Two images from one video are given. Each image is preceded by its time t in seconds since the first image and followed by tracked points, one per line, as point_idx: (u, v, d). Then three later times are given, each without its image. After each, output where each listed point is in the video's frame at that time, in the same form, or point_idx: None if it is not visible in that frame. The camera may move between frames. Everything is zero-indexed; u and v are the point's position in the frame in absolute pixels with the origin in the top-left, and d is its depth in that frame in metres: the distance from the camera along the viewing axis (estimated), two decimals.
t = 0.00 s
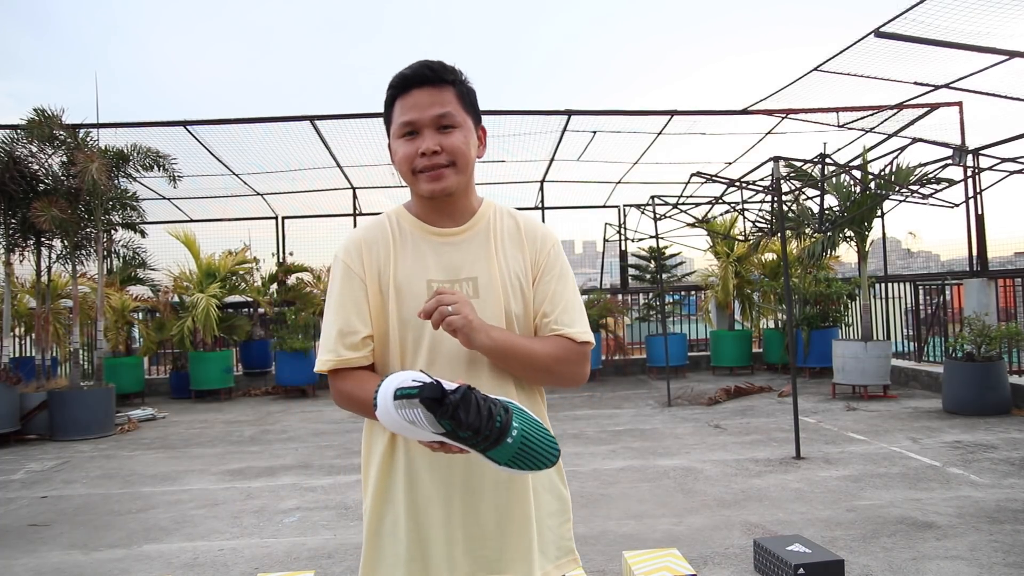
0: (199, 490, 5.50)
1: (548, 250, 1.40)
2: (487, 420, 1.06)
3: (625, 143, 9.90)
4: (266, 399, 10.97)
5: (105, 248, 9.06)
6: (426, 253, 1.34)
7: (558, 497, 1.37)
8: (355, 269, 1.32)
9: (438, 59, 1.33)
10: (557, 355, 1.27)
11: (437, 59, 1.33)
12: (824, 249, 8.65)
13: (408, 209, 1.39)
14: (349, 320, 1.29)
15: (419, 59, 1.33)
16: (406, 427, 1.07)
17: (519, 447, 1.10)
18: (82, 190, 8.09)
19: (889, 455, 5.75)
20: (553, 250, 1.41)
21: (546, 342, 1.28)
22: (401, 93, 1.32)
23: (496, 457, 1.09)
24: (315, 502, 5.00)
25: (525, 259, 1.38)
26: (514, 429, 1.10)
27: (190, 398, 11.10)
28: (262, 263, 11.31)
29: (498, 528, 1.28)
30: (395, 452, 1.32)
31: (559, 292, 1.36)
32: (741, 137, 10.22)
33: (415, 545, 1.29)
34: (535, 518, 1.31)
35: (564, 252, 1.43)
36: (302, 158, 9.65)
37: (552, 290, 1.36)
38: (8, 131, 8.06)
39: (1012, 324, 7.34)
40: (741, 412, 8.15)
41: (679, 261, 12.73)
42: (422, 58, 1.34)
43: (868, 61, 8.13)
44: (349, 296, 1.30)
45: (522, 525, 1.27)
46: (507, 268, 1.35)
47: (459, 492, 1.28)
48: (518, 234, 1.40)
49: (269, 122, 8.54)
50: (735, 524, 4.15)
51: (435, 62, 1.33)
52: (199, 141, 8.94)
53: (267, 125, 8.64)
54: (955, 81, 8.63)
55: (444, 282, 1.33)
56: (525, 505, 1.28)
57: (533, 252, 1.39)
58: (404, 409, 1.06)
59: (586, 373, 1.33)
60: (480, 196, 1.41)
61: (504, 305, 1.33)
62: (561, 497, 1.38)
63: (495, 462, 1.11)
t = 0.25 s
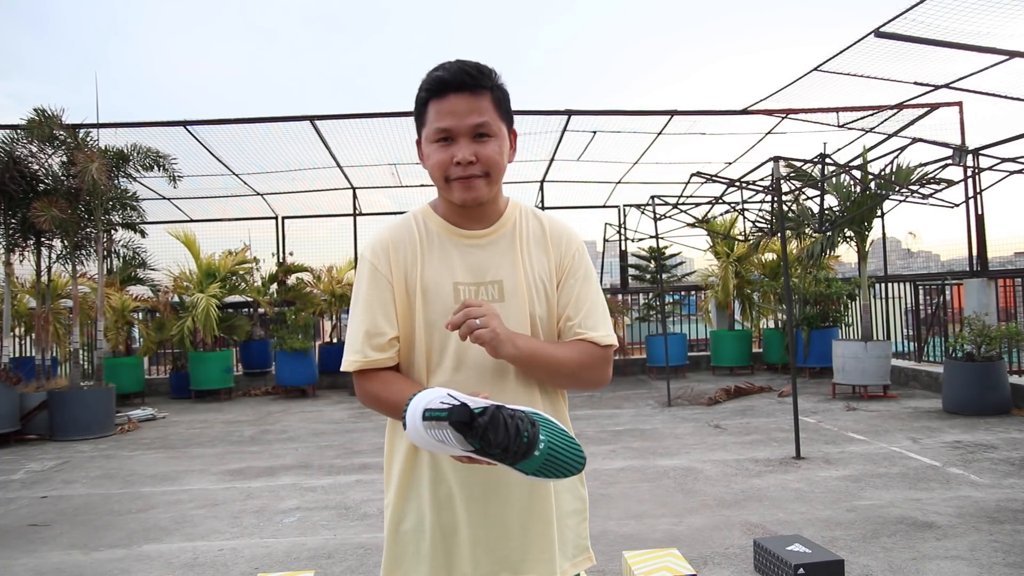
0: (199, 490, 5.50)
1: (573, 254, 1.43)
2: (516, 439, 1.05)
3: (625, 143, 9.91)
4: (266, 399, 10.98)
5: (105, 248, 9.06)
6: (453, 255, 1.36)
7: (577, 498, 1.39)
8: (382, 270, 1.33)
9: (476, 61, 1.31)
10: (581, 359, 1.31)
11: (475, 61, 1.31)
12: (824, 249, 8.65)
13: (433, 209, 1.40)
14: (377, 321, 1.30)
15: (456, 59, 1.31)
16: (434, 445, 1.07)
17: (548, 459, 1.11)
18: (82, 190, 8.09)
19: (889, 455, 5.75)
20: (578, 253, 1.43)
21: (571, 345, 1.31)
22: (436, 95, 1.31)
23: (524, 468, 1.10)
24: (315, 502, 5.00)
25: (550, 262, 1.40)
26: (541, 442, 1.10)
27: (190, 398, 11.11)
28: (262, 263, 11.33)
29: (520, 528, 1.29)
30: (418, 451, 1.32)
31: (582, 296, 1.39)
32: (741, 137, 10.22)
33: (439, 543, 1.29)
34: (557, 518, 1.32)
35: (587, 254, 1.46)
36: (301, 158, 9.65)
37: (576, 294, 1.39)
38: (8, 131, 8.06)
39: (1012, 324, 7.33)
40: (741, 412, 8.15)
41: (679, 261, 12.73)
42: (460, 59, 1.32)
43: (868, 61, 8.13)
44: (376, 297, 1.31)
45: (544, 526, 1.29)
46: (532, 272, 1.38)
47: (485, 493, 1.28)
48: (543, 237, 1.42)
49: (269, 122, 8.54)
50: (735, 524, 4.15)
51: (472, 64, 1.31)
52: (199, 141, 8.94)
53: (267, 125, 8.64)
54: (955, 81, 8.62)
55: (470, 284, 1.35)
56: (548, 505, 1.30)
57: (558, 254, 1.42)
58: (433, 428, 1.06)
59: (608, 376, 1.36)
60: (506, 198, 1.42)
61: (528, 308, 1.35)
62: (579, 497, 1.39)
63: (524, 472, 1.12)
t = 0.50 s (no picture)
0: (199, 490, 5.50)
1: (582, 253, 1.46)
2: (530, 428, 1.05)
3: (625, 143, 9.91)
4: (266, 399, 10.98)
5: (105, 248, 9.07)
6: (465, 254, 1.36)
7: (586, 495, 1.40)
8: (395, 268, 1.32)
9: (493, 65, 1.32)
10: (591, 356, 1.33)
11: (492, 64, 1.32)
12: (824, 249, 8.65)
13: (444, 209, 1.40)
14: (390, 318, 1.28)
15: (474, 61, 1.32)
16: (449, 436, 1.07)
17: (563, 449, 1.11)
18: (82, 190, 8.09)
19: (889, 455, 5.75)
20: (587, 253, 1.46)
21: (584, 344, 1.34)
22: (453, 96, 1.31)
23: (540, 459, 1.09)
24: (315, 502, 5.00)
25: (561, 262, 1.42)
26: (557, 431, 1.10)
27: (190, 398, 11.11)
28: (262, 263, 11.34)
29: (532, 524, 1.30)
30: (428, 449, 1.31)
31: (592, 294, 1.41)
32: (741, 137, 10.22)
33: (451, 542, 1.28)
34: (567, 515, 1.33)
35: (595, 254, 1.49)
36: (301, 158, 9.65)
37: (585, 292, 1.42)
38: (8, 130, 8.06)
39: (1012, 324, 7.33)
40: (741, 412, 8.15)
41: (679, 261, 12.73)
42: (478, 61, 1.32)
43: (868, 61, 8.13)
44: (389, 296, 1.30)
45: (556, 523, 1.30)
46: (543, 271, 1.39)
47: (497, 490, 1.29)
48: (553, 236, 1.44)
49: (268, 122, 8.54)
50: (735, 524, 4.15)
51: (490, 67, 1.32)
52: (199, 141, 8.94)
53: (267, 125, 8.64)
54: (955, 80, 8.62)
55: (482, 283, 1.35)
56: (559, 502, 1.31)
57: (567, 254, 1.44)
58: (447, 420, 1.06)
59: (616, 374, 1.39)
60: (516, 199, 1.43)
61: (540, 306, 1.37)
62: (587, 494, 1.40)
63: (541, 464, 1.11)
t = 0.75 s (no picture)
0: (199, 490, 5.50)
1: (579, 251, 1.47)
2: (497, 341, 1.06)
3: (624, 143, 9.91)
4: (266, 399, 10.98)
5: (105, 248, 9.07)
6: (463, 253, 1.37)
7: (583, 491, 1.41)
8: (393, 266, 1.33)
9: (502, 67, 1.32)
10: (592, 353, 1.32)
11: (501, 66, 1.32)
12: (824, 249, 8.66)
13: (442, 207, 1.40)
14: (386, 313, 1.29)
15: (484, 63, 1.32)
16: (415, 356, 1.09)
17: (535, 377, 1.10)
18: (82, 190, 8.09)
19: (889, 455, 5.75)
20: (584, 252, 1.48)
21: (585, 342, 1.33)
22: (462, 95, 1.30)
23: (512, 386, 1.09)
24: (315, 502, 5.00)
25: (558, 260, 1.44)
26: (530, 356, 1.09)
27: (190, 398, 11.11)
28: (262, 263, 11.34)
29: (533, 519, 1.30)
30: (428, 443, 1.31)
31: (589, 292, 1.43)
32: (741, 137, 10.22)
33: (451, 537, 1.29)
34: (566, 510, 1.34)
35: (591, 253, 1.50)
36: (302, 158, 9.66)
37: (583, 290, 1.43)
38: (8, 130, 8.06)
39: (1012, 324, 7.34)
40: (741, 412, 8.15)
41: (679, 261, 12.74)
42: (487, 63, 1.32)
43: (868, 61, 8.13)
44: (387, 294, 1.30)
45: (556, 519, 1.31)
46: (541, 268, 1.41)
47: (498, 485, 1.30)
48: (550, 235, 1.45)
49: (269, 122, 8.54)
50: (735, 524, 4.15)
51: (498, 69, 1.32)
52: (199, 141, 8.94)
53: (267, 125, 8.64)
54: (955, 81, 8.62)
55: (479, 280, 1.36)
56: (558, 496, 1.32)
57: (565, 252, 1.45)
58: (412, 338, 1.08)
59: (616, 371, 1.38)
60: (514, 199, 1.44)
61: (537, 303, 1.38)
62: (583, 491, 1.41)
63: (513, 395, 1.10)
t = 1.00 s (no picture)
0: (199, 490, 5.50)
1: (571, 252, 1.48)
2: (443, 199, 1.14)
3: (624, 143, 9.91)
4: (266, 399, 10.98)
5: (105, 248, 9.06)
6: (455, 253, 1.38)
7: (575, 491, 1.41)
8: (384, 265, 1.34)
9: (497, 70, 1.32)
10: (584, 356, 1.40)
11: (496, 69, 1.32)
12: (824, 249, 8.66)
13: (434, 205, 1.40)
14: (377, 308, 1.33)
15: (479, 64, 1.31)
16: (368, 233, 1.11)
17: (484, 238, 1.18)
18: (82, 190, 8.08)
19: (889, 455, 5.75)
20: (575, 252, 1.49)
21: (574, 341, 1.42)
22: (456, 96, 1.30)
23: (465, 252, 1.14)
24: (315, 502, 5.00)
25: (551, 260, 1.45)
26: (478, 226, 1.17)
27: (190, 398, 11.11)
28: (262, 263, 11.34)
29: (527, 518, 1.30)
30: (422, 441, 1.30)
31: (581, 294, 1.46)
32: (741, 137, 10.22)
33: (445, 537, 1.28)
34: (558, 510, 1.34)
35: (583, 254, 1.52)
36: (302, 158, 9.65)
37: (574, 292, 1.46)
38: (8, 130, 8.06)
39: (1012, 324, 7.34)
40: (741, 412, 8.15)
41: (679, 261, 12.74)
42: (482, 64, 1.32)
43: (869, 61, 8.13)
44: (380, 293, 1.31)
45: (548, 518, 1.31)
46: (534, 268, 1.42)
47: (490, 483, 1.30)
48: (542, 235, 1.47)
49: (269, 122, 8.54)
50: (735, 524, 4.15)
51: (494, 71, 1.32)
52: (199, 141, 8.94)
53: (268, 125, 8.64)
54: (955, 81, 8.62)
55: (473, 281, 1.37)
56: (551, 495, 1.32)
57: (557, 253, 1.47)
58: (364, 215, 1.12)
59: (606, 368, 1.47)
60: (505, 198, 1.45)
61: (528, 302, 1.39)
62: (575, 491, 1.42)
63: (466, 259, 1.15)
